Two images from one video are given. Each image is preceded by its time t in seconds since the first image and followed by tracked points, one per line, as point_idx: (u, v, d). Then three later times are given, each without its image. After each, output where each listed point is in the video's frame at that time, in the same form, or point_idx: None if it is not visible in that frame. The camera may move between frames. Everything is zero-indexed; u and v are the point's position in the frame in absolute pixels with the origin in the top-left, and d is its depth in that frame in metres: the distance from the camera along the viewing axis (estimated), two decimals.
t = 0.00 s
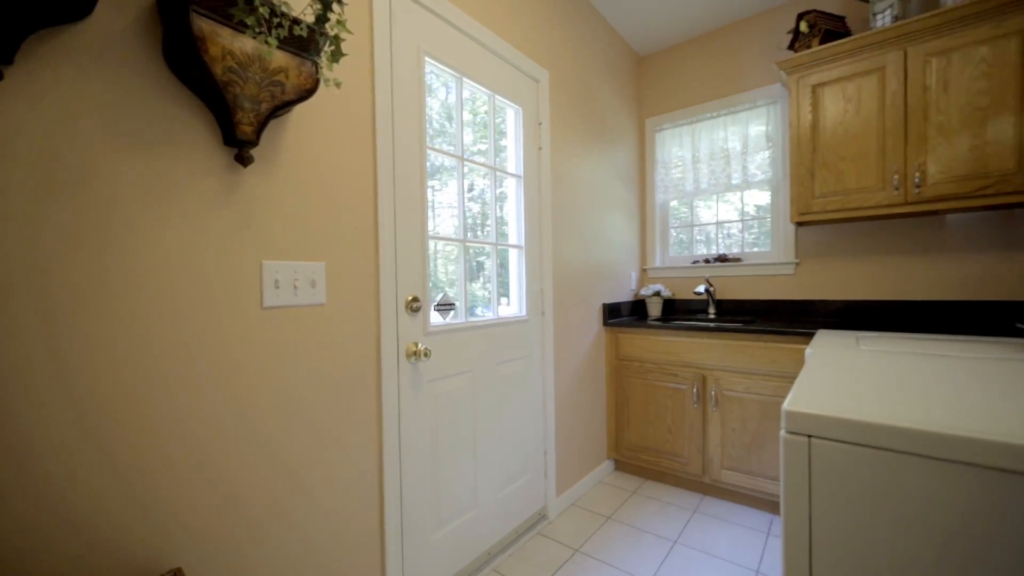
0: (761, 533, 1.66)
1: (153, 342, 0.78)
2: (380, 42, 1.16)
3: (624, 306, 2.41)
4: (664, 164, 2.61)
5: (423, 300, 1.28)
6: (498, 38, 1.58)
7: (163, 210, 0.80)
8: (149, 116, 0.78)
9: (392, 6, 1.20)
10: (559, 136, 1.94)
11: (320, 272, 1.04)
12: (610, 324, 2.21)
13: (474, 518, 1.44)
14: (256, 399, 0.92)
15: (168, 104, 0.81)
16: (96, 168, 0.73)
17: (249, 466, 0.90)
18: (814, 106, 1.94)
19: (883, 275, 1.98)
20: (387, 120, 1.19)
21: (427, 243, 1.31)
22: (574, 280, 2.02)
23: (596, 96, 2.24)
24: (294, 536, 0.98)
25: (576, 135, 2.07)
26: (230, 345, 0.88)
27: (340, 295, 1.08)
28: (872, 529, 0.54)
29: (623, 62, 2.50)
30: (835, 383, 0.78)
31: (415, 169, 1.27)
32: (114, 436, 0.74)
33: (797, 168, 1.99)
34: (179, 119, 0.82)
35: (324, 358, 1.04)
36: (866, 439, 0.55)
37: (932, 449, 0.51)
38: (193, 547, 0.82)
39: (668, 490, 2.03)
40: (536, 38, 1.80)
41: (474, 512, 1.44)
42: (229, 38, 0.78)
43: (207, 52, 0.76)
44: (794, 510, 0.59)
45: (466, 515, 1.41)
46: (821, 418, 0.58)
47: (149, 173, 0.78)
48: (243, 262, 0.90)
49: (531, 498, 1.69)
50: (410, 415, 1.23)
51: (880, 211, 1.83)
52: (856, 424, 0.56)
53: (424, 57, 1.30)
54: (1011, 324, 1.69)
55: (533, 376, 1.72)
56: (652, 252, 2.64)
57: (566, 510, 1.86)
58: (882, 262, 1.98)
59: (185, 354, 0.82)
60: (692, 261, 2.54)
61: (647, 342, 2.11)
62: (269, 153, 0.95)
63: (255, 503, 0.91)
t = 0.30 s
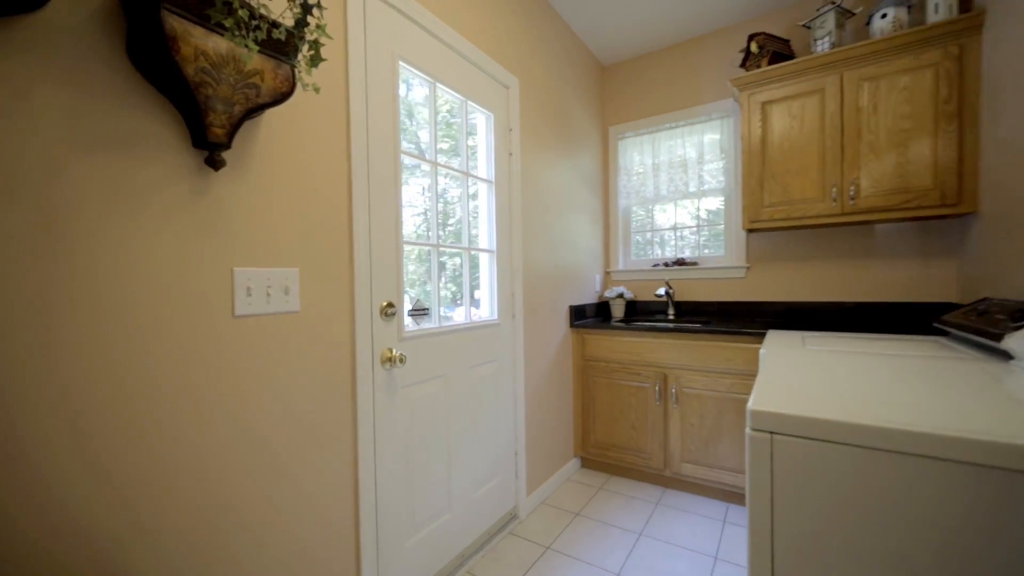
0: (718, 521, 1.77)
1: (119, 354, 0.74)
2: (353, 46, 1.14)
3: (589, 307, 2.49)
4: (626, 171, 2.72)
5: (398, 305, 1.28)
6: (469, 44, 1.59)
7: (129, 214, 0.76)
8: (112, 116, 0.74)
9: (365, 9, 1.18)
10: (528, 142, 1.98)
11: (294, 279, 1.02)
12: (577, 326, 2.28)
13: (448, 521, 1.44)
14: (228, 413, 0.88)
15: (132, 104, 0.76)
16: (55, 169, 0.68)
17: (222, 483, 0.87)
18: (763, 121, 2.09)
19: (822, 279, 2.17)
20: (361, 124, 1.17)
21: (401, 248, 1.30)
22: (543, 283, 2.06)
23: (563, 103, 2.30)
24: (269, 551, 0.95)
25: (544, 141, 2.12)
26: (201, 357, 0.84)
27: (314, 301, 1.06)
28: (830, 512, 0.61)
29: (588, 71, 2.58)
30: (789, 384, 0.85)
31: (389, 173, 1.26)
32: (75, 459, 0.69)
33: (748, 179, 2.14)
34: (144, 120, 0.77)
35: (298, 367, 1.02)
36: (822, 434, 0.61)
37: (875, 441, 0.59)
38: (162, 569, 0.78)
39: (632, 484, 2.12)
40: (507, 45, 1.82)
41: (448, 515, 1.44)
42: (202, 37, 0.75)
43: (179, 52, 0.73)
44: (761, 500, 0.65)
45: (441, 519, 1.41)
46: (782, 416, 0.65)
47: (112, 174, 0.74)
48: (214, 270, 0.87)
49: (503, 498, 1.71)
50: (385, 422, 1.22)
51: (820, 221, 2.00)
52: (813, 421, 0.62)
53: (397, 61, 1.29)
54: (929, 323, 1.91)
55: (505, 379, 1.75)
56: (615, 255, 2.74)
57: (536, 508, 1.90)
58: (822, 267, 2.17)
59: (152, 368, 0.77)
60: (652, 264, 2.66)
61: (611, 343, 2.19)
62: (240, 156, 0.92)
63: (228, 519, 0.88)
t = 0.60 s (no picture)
0: (677, 513, 1.88)
1: (85, 366, 0.72)
2: (326, 52, 1.14)
3: (555, 310, 2.56)
4: (591, 178, 2.82)
5: (371, 311, 1.28)
6: (441, 52, 1.61)
7: (95, 222, 0.73)
8: (76, 122, 0.72)
9: (338, 16, 1.18)
10: (498, 149, 2.02)
11: (267, 287, 1.01)
12: (544, 328, 2.34)
13: (420, 525, 1.46)
14: (199, 423, 0.87)
15: (99, 109, 0.74)
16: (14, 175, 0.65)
17: (192, 497, 0.85)
18: (717, 136, 2.24)
19: (769, 283, 2.34)
20: (334, 131, 1.17)
21: (374, 254, 1.30)
22: (511, 287, 2.11)
23: (531, 110, 2.35)
24: (241, 563, 0.93)
25: (513, 148, 2.16)
26: (171, 368, 0.82)
27: (287, 309, 1.05)
28: (777, 498, 0.69)
29: (555, 80, 2.65)
30: (742, 384, 0.94)
31: (362, 180, 1.26)
32: (36, 479, 0.66)
33: (704, 189, 2.28)
34: (110, 126, 0.76)
35: (270, 376, 1.01)
36: (770, 430, 0.69)
37: (815, 435, 0.67)
38: None
39: (597, 480, 2.21)
40: (477, 53, 1.85)
41: (420, 519, 1.45)
42: (177, 43, 0.74)
43: (153, 58, 0.72)
44: (718, 490, 0.72)
45: (413, 523, 1.42)
46: (736, 415, 0.72)
47: (76, 181, 0.72)
48: (184, 278, 0.85)
49: (473, 499, 1.74)
50: (358, 428, 1.22)
51: (768, 229, 2.16)
52: (762, 418, 0.70)
53: (370, 68, 1.29)
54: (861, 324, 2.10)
55: (475, 382, 1.77)
56: (580, 259, 2.83)
57: (506, 508, 1.94)
58: (769, 272, 2.34)
59: (119, 381, 0.75)
60: (615, 268, 2.77)
61: (577, 344, 2.27)
62: (211, 163, 0.90)
63: (200, 532, 0.86)
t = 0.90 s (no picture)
0: (644, 506, 1.98)
1: (72, 379, 0.71)
2: (309, 63, 1.15)
3: (528, 313, 2.62)
4: (562, 184, 2.91)
5: (352, 318, 1.30)
6: (419, 62, 1.63)
7: (80, 234, 0.73)
8: (61, 134, 0.71)
9: (320, 27, 1.19)
10: (473, 156, 2.06)
11: (250, 296, 1.01)
12: (518, 331, 2.40)
13: (400, 527, 1.48)
14: (184, 433, 0.87)
15: (83, 121, 0.74)
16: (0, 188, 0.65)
17: (178, 506, 0.85)
18: (680, 148, 2.37)
19: (728, 288, 2.50)
20: (317, 141, 1.18)
21: (355, 262, 1.32)
22: (486, 291, 2.15)
23: (505, 118, 2.41)
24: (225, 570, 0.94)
25: (488, 155, 2.21)
26: (156, 379, 0.82)
27: (270, 317, 1.06)
28: (734, 488, 0.77)
29: (528, 89, 2.72)
30: (704, 385, 1.03)
31: (344, 189, 1.28)
32: (23, 493, 0.66)
33: (669, 198, 2.40)
34: (93, 136, 0.75)
35: (254, 384, 1.02)
36: (728, 427, 0.78)
37: (766, 431, 0.76)
38: None
39: (569, 478, 2.29)
40: (454, 63, 1.89)
41: (399, 521, 1.48)
42: (166, 58, 0.75)
43: (143, 73, 0.73)
44: (684, 482, 0.81)
45: (393, 525, 1.45)
46: (699, 414, 0.81)
47: (62, 194, 0.71)
48: (168, 289, 0.85)
49: (450, 500, 1.78)
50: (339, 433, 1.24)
51: (727, 238, 2.31)
52: (721, 417, 0.79)
53: (351, 78, 1.31)
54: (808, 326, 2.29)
55: (452, 386, 1.81)
56: (551, 263, 2.91)
57: (482, 507, 1.99)
58: (728, 277, 2.50)
59: (105, 393, 0.75)
60: (585, 272, 2.87)
61: (550, 347, 2.34)
62: (196, 173, 0.90)
63: (185, 541, 0.86)
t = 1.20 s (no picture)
0: (616, 502, 2.08)
1: (64, 400, 0.71)
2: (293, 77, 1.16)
3: (503, 317, 2.68)
4: (535, 191, 2.98)
5: (335, 329, 1.31)
6: (399, 73, 1.65)
7: (68, 255, 0.73)
8: (51, 155, 0.71)
9: (304, 41, 1.20)
10: (451, 165, 2.09)
11: (237, 310, 1.02)
12: (493, 336, 2.45)
13: (382, 532, 1.50)
14: (174, 450, 0.87)
15: (72, 142, 0.74)
16: None
17: (168, 522, 0.86)
18: (648, 160, 2.49)
19: (691, 292, 2.65)
20: (300, 154, 1.19)
21: (337, 273, 1.33)
22: (463, 298, 2.20)
23: (481, 126, 2.46)
24: None
25: (464, 163, 2.25)
26: (145, 396, 0.83)
27: (256, 331, 1.07)
28: (701, 484, 0.86)
29: (502, 97, 2.77)
30: (673, 389, 1.12)
31: (327, 201, 1.29)
32: (16, 517, 0.66)
33: (637, 207, 2.52)
34: (83, 156, 0.75)
35: (241, 398, 1.02)
36: (696, 430, 0.87)
37: (729, 433, 0.85)
38: None
39: (543, 477, 2.37)
40: (432, 74, 1.92)
41: (381, 526, 1.50)
42: (160, 80, 0.76)
43: (136, 95, 0.73)
44: (657, 480, 0.89)
45: (375, 531, 1.47)
46: (670, 419, 0.89)
47: (51, 215, 0.71)
48: (157, 307, 0.85)
49: (430, 504, 1.81)
50: (323, 443, 1.25)
51: (691, 246, 2.45)
52: (690, 421, 0.88)
53: (333, 91, 1.32)
54: (764, 329, 2.46)
55: (431, 392, 1.84)
56: (525, 268, 2.98)
57: (460, 509, 2.03)
58: (691, 283, 2.64)
59: (96, 413, 0.75)
60: (558, 276, 2.96)
61: (525, 351, 2.41)
62: (183, 190, 0.91)
63: (175, 557, 0.87)
